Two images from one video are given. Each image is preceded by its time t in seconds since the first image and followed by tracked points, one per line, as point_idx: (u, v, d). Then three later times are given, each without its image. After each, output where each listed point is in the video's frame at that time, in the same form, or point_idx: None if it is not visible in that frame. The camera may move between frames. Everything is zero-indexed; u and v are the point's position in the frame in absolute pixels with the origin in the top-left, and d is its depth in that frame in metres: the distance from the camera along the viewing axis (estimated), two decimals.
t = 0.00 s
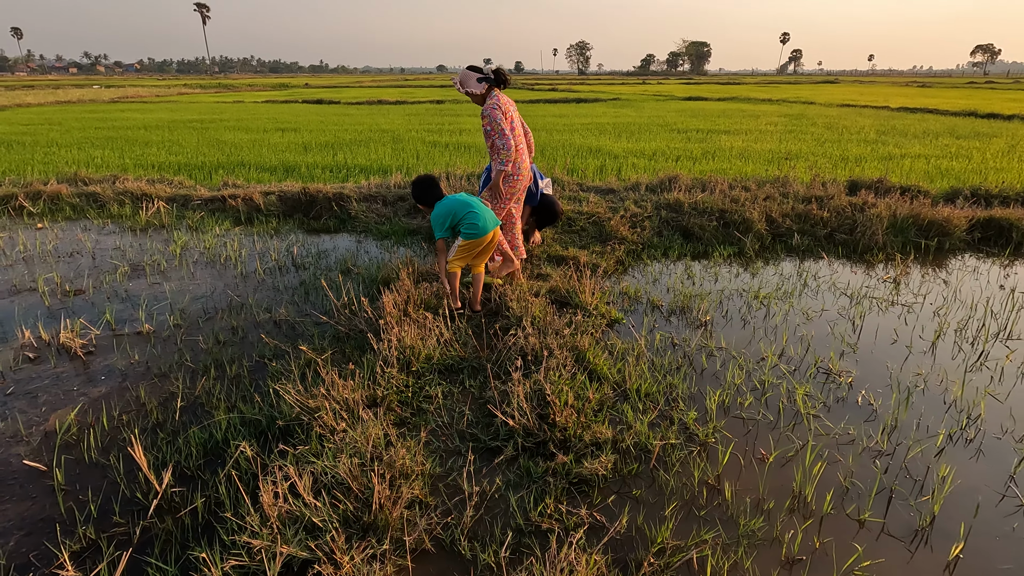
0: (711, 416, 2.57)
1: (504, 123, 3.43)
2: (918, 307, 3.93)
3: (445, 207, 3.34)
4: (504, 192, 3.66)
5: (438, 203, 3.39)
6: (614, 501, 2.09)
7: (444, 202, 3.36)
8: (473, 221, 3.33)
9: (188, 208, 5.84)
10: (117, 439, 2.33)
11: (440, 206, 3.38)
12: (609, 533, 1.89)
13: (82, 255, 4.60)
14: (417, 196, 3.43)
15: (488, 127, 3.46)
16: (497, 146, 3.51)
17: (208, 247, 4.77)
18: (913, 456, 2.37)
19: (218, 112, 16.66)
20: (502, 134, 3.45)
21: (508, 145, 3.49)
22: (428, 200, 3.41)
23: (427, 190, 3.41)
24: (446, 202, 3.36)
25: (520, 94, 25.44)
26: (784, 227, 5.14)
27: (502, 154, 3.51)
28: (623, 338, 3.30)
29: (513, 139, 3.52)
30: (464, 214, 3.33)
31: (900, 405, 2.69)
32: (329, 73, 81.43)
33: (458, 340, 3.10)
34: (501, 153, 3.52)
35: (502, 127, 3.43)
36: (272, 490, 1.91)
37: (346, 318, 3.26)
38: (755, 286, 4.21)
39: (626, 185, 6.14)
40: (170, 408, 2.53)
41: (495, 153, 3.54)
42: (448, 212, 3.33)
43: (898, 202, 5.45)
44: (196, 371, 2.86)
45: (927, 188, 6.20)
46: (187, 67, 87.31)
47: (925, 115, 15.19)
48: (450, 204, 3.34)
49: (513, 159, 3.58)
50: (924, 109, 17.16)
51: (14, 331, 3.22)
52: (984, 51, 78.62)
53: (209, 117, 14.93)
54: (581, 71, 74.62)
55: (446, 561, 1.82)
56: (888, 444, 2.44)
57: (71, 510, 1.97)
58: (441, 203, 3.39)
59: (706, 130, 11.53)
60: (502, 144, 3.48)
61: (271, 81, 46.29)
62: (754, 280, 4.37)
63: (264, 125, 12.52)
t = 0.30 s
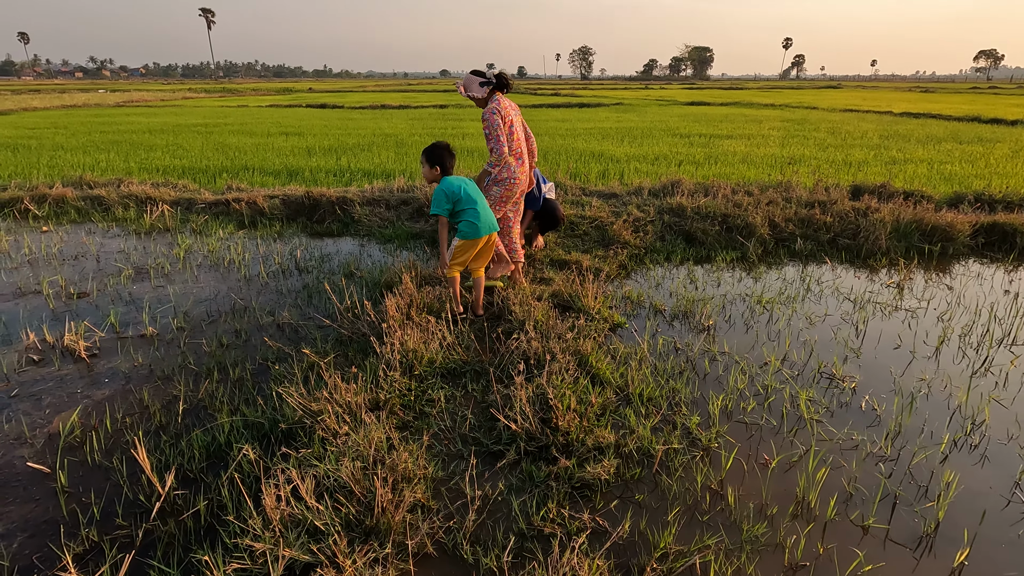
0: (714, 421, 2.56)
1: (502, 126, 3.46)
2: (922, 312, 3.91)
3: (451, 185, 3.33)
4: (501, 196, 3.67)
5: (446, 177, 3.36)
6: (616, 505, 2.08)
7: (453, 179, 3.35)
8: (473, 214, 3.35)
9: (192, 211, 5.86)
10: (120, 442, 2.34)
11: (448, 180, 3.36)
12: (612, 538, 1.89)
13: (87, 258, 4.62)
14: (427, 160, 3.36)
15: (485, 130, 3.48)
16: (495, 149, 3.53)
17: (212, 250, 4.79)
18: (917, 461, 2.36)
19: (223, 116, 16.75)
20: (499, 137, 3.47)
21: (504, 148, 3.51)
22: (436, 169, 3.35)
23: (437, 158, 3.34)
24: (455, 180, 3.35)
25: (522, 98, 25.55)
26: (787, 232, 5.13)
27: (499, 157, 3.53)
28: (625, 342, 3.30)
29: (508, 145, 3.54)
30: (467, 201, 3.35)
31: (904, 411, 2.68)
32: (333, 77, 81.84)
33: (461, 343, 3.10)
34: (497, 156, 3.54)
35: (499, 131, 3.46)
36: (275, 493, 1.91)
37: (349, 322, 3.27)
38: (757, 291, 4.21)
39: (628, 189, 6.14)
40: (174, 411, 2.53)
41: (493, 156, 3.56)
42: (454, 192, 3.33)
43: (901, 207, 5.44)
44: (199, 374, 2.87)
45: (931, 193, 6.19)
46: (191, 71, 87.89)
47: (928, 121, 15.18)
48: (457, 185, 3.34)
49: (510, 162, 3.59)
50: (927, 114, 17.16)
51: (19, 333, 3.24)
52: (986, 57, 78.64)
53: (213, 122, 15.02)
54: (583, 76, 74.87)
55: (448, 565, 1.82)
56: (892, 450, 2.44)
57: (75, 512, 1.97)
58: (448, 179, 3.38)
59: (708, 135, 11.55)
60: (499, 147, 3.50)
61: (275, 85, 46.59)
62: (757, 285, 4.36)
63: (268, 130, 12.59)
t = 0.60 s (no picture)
0: (718, 428, 2.54)
1: (501, 131, 3.45)
2: (927, 319, 3.89)
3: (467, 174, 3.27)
4: (503, 203, 3.62)
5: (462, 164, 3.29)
6: (620, 513, 2.06)
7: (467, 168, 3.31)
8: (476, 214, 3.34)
9: (196, 215, 5.88)
10: (122, 447, 2.33)
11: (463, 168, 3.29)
12: (616, 546, 1.87)
13: (91, 261, 4.64)
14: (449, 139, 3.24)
15: (484, 136, 3.48)
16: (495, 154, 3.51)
17: (215, 254, 4.80)
18: (924, 470, 2.34)
19: (227, 120, 16.86)
20: (498, 142, 3.46)
21: (504, 154, 3.49)
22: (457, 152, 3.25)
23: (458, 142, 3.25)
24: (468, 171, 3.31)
25: (525, 103, 25.68)
26: (790, 237, 5.12)
27: (499, 163, 3.50)
28: (629, 348, 3.29)
29: (507, 149, 3.52)
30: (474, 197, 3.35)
31: (910, 419, 2.65)
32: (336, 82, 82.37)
33: (464, 349, 3.10)
34: (497, 162, 3.53)
35: (498, 136, 3.45)
36: (277, 500, 1.90)
37: (352, 327, 3.27)
38: (761, 297, 4.19)
39: (631, 194, 6.14)
40: (176, 416, 2.53)
41: (492, 162, 3.54)
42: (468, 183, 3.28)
43: (905, 213, 5.42)
44: (202, 379, 2.87)
45: (935, 198, 6.17)
46: (196, 75, 88.58)
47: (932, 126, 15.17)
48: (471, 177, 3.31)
49: (511, 168, 3.56)
50: (930, 120, 17.16)
51: (22, 337, 3.24)
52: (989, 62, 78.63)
53: (218, 126, 15.10)
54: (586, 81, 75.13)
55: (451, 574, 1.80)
56: (898, 458, 2.41)
57: (76, 518, 1.96)
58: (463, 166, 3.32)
59: (711, 139, 11.55)
60: (499, 152, 3.49)
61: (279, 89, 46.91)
62: (760, 290, 4.35)
63: (272, 134, 12.65)
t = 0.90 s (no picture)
0: (726, 437, 2.51)
1: (496, 141, 3.40)
2: (935, 326, 3.85)
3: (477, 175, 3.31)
4: (506, 214, 3.53)
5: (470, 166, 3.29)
6: (627, 525, 2.03)
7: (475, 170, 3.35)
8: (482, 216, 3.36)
9: (199, 219, 5.88)
10: (123, 454, 2.31)
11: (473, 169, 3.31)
12: (622, 559, 1.84)
13: (94, 266, 4.63)
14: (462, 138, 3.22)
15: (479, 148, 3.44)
16: (494, 165, 3.45)
17: (218, 259, 4.79)
18: (936, 481, 2.29)
19: (231, 124, 16.91)
20: (495, 152, 3.40)
21: (502, 163, 3.42)
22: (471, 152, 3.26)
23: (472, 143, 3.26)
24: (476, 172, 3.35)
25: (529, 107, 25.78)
26: (796, 243, 5.09)
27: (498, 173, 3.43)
28: (634, 355, 3.26)
29: (503, 159, 3.44)
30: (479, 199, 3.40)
31: (920, 428, 2.61)
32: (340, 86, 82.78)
33: (468, 356, 3.07)
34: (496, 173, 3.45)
35: (494, 145, 3.39)
36: (279, 510, 1.87)
37: (355, 333, 3.25)
38: (767, 303, 4.16)
39: (635, 199, 6.12)
40: (178, 422, 2.51)
41: (492, 174, 3.47)
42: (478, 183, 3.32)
43: (912, 218, 5.39)
44: (204, 385, 2.85)
45: (941, 204, 6.13)
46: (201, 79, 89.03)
47: (937, 131, 15.11)
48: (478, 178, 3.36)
49: (510, 178, 3.48)
50: (934, 125, 17.11)
51: (24, 341, 3.23)
52: (992, 67, 78.54)
53: (222, 129, 15.14)
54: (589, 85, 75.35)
55: None
56: (909, 469, 2.37)
57: (76, 527, 1.94)
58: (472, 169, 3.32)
59: (714, 144, 11.53)
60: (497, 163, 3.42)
61: (283, 93, 47.21)
62: (766, 297, 4.32)
63: (276, 138, 12.68)
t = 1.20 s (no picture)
0: (735, 447, 2.47)
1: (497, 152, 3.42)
2: (945, 334, 3.80)
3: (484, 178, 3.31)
4: (510, 223, 3.51)
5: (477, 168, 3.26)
6: (637, 538, 2.00)
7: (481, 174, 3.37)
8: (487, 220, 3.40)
9: (203, 223, 5.88)
10: (126, 462, 2.29)
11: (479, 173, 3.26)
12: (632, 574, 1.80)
13: (99, 269, 4.63)
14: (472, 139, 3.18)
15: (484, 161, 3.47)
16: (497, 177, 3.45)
17: (222, 263, 4.78)
18: (950, 494, 2.25)
19: (236, 127, 16.97)
20: (497, 165, 3.42)
21: (504, 173, 3.42)
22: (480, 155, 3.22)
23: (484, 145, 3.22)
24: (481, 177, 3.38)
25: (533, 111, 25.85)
26: (803, 249, 5.05)
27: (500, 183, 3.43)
28: (641, 362, 3.23)
29: (506, 170, 3.44)
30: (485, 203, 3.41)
31: (933, 439, 2.57)
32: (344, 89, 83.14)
33: (473, 362, 3.04)
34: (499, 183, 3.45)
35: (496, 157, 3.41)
36: (283, 521, 1.85)
37: (360, 338, 3.22)
38: (774, 310, 4.12)
39: (640, 204, 6.09)
40: (181, 430, 2.48)
41: (495, 184, 3.47)
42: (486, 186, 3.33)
43: (919, 224, 5.35)
44: (208, 392, 2.83)
45: (949, 209, 6.09)
46: (206, 82, 89.55)
47: (942, 135, 15.07)
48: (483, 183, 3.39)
49: (514, 187, 3.45)
50: (939, 129, 17.04)
51: (28, 346, 3.22)
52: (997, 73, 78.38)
53: (226, 132, 15.19)
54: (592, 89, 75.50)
55: None
56: (922, 480, 2.33)
57: (78, 536, 1.91)
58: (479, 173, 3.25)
59: (719, 148, 11.50)
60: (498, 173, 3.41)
61: (287, 96, 47.41)
62: (773, 303, 4.28)
63: (280, 141, 12.71)
